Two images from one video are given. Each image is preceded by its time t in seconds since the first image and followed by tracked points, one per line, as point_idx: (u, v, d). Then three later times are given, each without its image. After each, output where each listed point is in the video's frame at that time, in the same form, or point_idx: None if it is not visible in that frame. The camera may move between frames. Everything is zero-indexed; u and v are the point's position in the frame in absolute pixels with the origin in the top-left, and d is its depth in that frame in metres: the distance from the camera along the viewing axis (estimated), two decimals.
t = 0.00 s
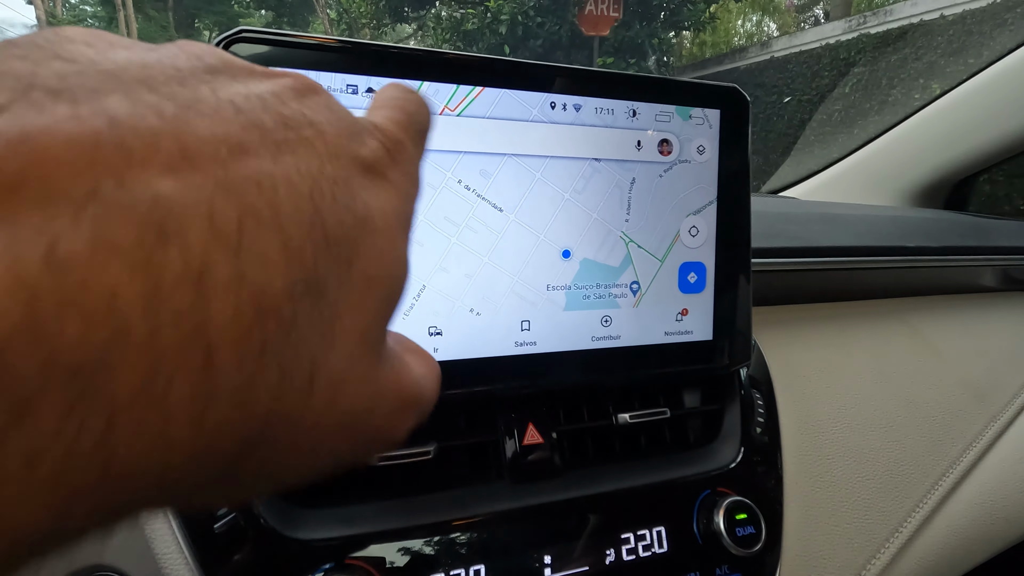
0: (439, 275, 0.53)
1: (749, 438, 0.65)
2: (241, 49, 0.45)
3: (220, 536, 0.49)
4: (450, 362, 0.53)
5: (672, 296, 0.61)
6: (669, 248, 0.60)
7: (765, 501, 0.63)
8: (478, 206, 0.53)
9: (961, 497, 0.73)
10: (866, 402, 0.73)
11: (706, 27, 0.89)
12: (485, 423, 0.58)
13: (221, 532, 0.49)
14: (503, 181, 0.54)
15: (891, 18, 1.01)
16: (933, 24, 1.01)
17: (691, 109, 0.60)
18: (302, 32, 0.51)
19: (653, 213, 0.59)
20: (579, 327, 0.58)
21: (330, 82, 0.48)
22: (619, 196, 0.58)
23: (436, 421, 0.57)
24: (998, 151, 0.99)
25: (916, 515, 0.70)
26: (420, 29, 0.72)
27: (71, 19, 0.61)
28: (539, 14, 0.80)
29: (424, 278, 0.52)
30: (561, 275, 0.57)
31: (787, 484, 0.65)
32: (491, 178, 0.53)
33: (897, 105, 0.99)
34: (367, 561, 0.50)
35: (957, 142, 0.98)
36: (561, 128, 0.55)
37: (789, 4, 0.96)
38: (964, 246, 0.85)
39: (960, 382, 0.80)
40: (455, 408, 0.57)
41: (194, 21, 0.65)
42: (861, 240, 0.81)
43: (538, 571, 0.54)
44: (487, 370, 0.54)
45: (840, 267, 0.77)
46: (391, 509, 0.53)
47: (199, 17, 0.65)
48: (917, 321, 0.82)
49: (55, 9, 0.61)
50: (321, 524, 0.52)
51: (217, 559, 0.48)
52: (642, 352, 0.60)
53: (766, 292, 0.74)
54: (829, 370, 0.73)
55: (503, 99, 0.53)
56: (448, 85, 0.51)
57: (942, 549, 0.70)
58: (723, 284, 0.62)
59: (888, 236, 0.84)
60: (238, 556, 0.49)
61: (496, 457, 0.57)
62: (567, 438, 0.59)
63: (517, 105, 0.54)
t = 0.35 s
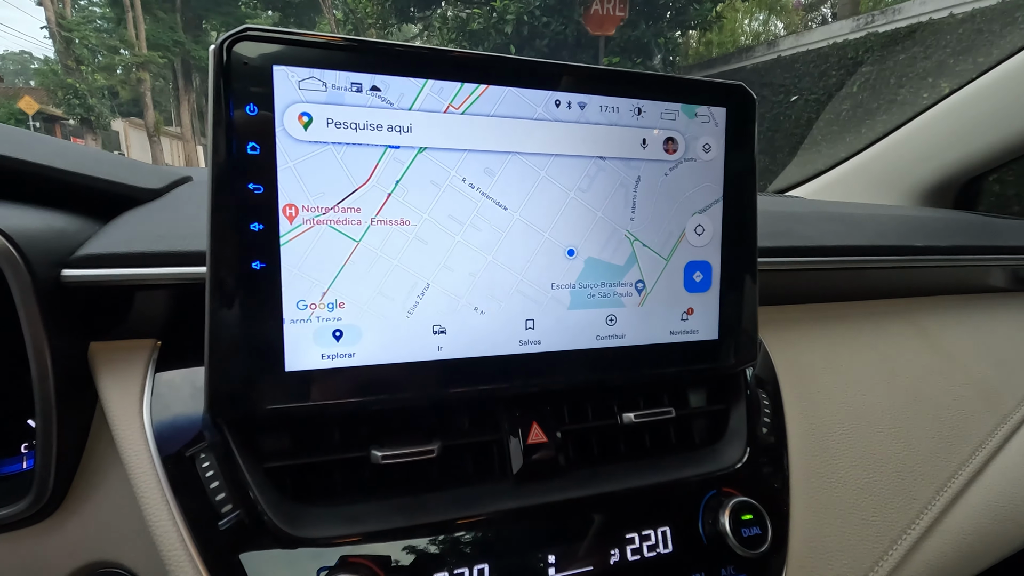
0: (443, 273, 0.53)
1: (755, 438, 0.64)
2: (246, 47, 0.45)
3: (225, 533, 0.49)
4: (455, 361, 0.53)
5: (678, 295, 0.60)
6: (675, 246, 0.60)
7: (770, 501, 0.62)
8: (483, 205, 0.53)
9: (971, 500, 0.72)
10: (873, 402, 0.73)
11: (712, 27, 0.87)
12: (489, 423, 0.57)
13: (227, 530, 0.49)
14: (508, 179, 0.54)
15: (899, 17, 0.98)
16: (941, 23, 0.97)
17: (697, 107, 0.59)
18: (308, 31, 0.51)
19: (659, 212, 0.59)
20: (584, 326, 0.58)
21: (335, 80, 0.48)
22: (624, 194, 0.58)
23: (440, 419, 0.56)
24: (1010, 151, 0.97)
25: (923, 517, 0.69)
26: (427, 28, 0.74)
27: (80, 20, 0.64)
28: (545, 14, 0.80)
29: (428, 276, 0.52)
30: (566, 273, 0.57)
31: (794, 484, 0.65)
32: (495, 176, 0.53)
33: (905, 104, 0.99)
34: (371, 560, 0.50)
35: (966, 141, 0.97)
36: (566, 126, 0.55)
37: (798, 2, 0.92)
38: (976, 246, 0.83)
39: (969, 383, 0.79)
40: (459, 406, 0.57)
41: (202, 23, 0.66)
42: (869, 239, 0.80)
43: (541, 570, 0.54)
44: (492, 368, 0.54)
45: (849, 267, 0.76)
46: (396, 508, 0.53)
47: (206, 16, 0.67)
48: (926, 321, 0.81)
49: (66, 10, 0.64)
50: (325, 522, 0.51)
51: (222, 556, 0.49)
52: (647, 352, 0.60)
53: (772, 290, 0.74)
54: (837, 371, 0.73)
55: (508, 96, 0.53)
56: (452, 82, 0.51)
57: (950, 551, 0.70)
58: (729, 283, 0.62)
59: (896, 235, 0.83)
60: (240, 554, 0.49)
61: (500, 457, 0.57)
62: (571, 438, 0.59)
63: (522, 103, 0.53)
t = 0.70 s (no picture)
0: (454, 272, 0.53)
1: (765, 439, 0.64)
2: (260, 46, 0.45)
3: (238, 530, 0.49)
4: (465, 360, 0.53)
5: (688, 294, 0.60)
6: (685, 246, 0.60)
7: (781, 502, 0.62)
8: (494, 204, 0.53)
9: (983, 501, 0.72)
10: (884, 403, 0.72)
11: (718, 26, 0.88)
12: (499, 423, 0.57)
13: (239, 527, 0.49)
14: (519, 178, 0.54)
15: (906, 16, 0.98)
16: (952, 22, 0.97)
17: (708, 107, 0.59)
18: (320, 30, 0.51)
19: (669, 211, 0.59)
20: (594, 325, 0.58)
21: (347, 79, 0.48)
22: (635, 193, 0.58)
23: (451, 418, 0.57)
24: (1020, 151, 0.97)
25: (935, 518, 0.69)
26: (432, 29, 0.74)
27: (88, 20, 0.64)
28: (551, 13, 0.81)
29: (439, 275, 0.52)
30: (576, 272, 0.57)
31: (805, 484, 0.64)
32: (506, 175, 0.53)
33: (912, 104, 0.98)
34: (380, 557, 0.50)
35: (975, 141, 0.97)
36: (577, 125, 0.55)
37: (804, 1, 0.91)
38: (986, 246, 0.83)
39: (981, 383, 0.78)
40: (469, 405, 0.57)
41: (208, 23, 0.66)
42: (878, 239, 0.80)
43: (552, 569, 0.54)
44: (502, 368, 0.54)
45: (858, 267, 0.75)
46: (406, 506, 0.53)
47: (212, 17, 0.67)
48: (937, 321, 0.81)
49: (73, 10, 0.64)
50: (336, 519, 0.52)
51: (235, 553, 0.49)
52: (657, 351, 0.59)
53: (780, 290, 0.74)
54: (847, 371, 0.72)
55: (519, 96, 0.53)
56: (464, 82, 0.51)
57: (961, 553, 0.69)
58: (740, 282, 0.62)
59: (906, 234, 0.83)
60: (252, 551, 0.49)
61: (510, 456, 0.57)
62: (581, 437, 0.59)
63: (533, 102, 0.53)
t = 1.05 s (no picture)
0: (462, 270, 0.53)
1: (773, 439, 0.64)
2: (269, 46, 0.45)
3: (246, 528, 0.50)
4: (472, 359, 0.53)
5: (696, 294, 0.60)
6: (693, 245, 0.59)
7: (789, 503, 0.62)
8: (500, 203, 0.53)
9: (993, 503, 0.71)
10: (892, 403, 0.72)
11: (724, 26, 0.88)
12: (506, 422, 0.57)
13: (248, 524, 0.50)
14: (527, 178, 0.54)
15: (914, 15, 0.97)
16: (959, 21, 0.97)
17: (716, 106, 0.59)
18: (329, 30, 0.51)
19: (677, 211, 0.59)
20: (601, 325, 0.58)
21: (356, 78, 0.48)
22: (642, 193, 0.57)
23: (458, 417, 0.57)
24: None
25: (944, 520, 0.68)
26: (437, 29, 0.75)
27: (95, 22, 0.64)
28: (556, 14, 0.81)
29: (447, 274, 0.53)
30: (583, 272, 0.57)
31: (812, 485, 0.64)
32: (514, 174, 0.53)
33: (921, 103, 0.97)
34: (387, 556, 0.51)
35: (984, 141, 0.96)
36: (584, 124, 0.55)
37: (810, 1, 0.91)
38: (996, 246, 0.82)
39: (991, 385, 0.78)
40: (477, 404, 0.57)
41: (215, 24, 0.66)
42: (887, 239, 0.80)
43: (559, 569, 0.54)
44: (510, 367, 0.55)
45: (866, 267, 0.75)
46: (413, 504, 0.53)
47: (220, 17, 0.67)
48: (946, 322, 0.80)
49: (81, 11, 0.64)
50: (343, 518, 0.52)
51: (244, 551, 0.49)
52: (664, 351, 0.59)
53: (788, 290, 0.73)
54: (855, 371, 0.72)
55: (527, 95, 0.53)
56: (472, 81, 0.51)
57: (971, 555, 0.69)
58: (747, 282, 0.61)
59: (915, 234, 0.82)
60: (261, 549, 0.49)
61: (517, 455, 0.57)
62: (588, 437, 0.59)
63: (541, 101, 0.53)
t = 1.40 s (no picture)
0: (468, 271, 0.53)
1: (779, 439, 0.64)
2: (277, 48, 0.46)
3: (254, 525, 0.50)
4: (478, 359, 0.54)
5: (701, 294, 0.60)
6: (699, 246, 0.59)
7: (795, 503, 0.62)
8: (507, 203, 0.53)
9: (1001, 505, 0.71)
10: (899, 404, 0.72)
11: (729, 25, 0.87)
12: (512, 422, 0.58)
13: (256, 522, 0.50)
14: (533, 178, 0.54)
15: (922, 14, 0.96)
16: (967, 20, 0.96)
17: (722, 106, 0.59)
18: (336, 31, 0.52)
19: (683, 211, 0.59)
20: (607, 325, 0.58)
21: (363, 80, 0.48)
22: (648, 193, 0.58)
23: (464, 416, 0.57)
24: None
25: (951, 522, 0.68)
26: (441, 30, 0.76)
27: (102, 22, 0.65)
28: (562, 13, 0.80)
29: (453, 274, 0.53)
30: (589, 272, 0.57)
31: (818, 486, 0.64)
32: (520, 175, 0.53)
33: (927, 103, 0.98)
34: (393, 555, 0.51)
35: (992, 141, 0.96)
36: (590, 125, 0.55)
37: None
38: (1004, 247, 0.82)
39: (998, 386, 0.77)
40: (483, 404, 0.57)
41: (221, 25, 0.66)
42: (893, 240, 0.79)
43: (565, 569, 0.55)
44: (516, 367, 0.55)
45: (873, 267, 0.75)
46: (419, 503, 0.54)
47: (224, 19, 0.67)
48: (953, 322, 0.80)
49: (89, 13, 0.65)
50: (349, 516, 0.52)
51: (252, 549, 0.49)
52: (670, 351, 0.59)
53: (794, 291, 0.73)
54: (861, 372, 0.72)
55: (533, 96, 0.53)
56: (479, 82, 0.51)
57: (978, 557, 0.68)
58: (753, 282, 0.61)
59: (921, 235, 0.82)
60: (268, 548, 0.49)
61: (523, 455, 0.57)
62: (593, 437, 0.59)
63: (547, 101, 0.53)
